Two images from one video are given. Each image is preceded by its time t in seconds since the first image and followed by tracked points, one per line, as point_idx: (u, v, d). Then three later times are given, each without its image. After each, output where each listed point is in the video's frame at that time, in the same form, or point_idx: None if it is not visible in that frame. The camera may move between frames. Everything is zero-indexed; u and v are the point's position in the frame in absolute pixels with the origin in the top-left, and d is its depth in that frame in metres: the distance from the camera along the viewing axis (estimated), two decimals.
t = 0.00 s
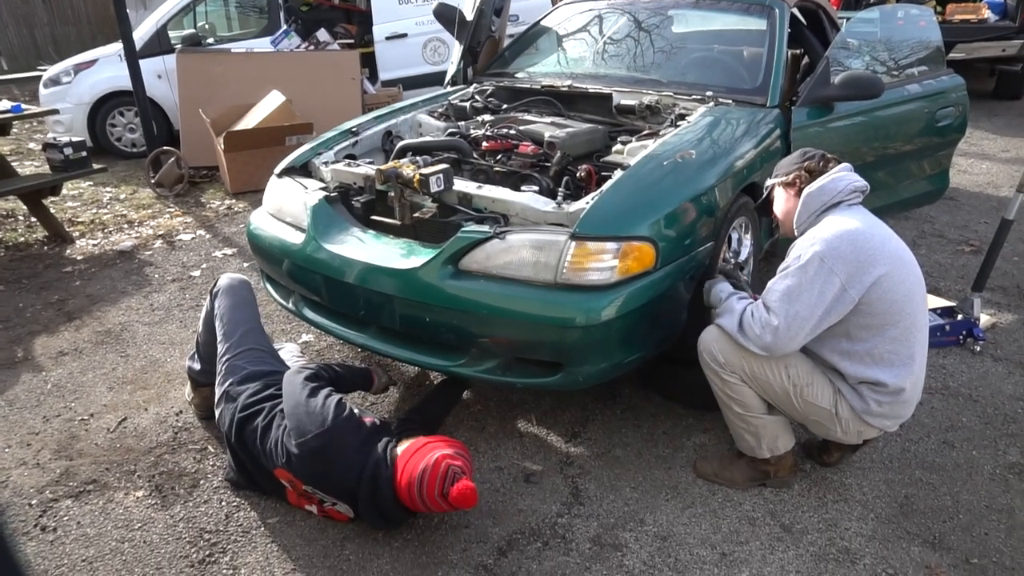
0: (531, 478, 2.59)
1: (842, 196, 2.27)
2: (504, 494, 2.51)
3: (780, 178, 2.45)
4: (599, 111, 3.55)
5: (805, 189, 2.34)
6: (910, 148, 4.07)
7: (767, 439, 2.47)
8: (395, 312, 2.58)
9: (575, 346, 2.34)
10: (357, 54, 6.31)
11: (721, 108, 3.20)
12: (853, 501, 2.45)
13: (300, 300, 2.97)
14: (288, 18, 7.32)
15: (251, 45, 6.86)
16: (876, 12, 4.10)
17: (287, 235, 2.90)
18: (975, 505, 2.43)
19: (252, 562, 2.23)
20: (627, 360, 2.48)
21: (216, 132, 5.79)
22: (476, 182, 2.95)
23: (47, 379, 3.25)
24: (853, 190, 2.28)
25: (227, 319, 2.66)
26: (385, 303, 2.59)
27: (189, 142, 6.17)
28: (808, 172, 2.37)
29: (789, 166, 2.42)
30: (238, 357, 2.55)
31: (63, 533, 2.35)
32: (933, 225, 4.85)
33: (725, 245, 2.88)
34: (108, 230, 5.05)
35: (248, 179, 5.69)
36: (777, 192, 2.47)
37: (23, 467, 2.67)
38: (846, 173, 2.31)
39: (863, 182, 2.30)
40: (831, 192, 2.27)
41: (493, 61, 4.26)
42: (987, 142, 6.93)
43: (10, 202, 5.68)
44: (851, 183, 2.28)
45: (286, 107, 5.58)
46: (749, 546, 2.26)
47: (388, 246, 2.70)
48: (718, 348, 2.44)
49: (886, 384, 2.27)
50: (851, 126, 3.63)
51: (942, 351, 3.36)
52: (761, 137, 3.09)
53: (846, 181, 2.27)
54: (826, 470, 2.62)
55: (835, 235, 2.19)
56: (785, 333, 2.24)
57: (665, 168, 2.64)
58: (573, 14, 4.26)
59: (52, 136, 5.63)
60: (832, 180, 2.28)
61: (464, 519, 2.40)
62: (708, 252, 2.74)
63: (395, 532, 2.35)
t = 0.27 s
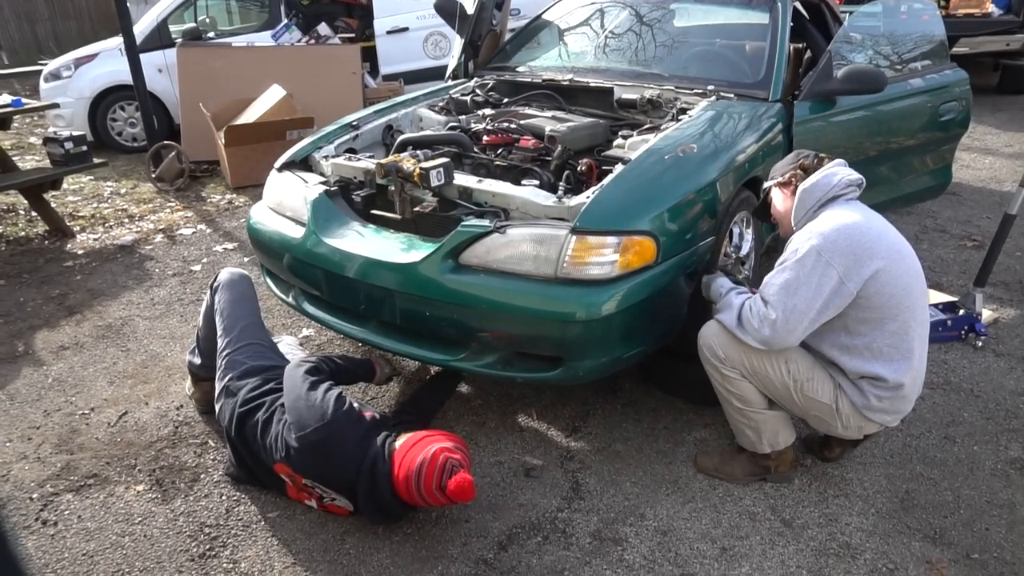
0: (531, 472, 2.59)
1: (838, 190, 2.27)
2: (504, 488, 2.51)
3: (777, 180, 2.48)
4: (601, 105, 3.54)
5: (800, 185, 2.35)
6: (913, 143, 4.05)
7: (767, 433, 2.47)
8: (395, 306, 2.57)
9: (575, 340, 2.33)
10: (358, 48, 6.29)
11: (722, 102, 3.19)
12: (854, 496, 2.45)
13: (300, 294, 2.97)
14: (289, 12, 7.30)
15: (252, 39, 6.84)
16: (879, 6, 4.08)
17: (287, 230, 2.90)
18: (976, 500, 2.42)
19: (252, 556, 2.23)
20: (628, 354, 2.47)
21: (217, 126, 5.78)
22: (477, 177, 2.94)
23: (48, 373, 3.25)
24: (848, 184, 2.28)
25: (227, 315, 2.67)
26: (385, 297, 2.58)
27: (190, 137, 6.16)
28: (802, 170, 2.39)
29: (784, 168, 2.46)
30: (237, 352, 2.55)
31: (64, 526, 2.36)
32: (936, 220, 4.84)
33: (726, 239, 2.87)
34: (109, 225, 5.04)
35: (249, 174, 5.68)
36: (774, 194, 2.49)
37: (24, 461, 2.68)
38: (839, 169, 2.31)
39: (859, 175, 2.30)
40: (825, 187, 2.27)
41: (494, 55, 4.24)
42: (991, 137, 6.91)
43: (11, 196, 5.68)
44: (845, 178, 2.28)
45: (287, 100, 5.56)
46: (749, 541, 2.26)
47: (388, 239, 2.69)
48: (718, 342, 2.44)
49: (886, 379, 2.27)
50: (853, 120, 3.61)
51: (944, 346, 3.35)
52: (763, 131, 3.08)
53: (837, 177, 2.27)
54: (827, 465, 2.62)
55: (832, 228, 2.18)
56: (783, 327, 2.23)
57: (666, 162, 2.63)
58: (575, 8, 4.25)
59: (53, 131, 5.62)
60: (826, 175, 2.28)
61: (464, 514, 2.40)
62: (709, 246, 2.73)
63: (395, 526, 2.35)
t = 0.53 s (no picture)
0: (532, 469, 2.58)
1: (837, 187, 2.26)
2: (506, 486, 2.50)
3: (776, 176, 2.48)
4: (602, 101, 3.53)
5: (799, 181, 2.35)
6: (914, 140, 4.04)
7: (769, 430, 2.46)
8: (396, 304, 2.57)
9: (577, 338, 2.33)
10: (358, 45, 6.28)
11: (724, 99, 3.17)
12: (856, 494, 2.45)
13: (301, 291, 2.96)
14: (289, 9, 7.28)
15: (252, 36, 6.83)
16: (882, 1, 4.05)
17: (287, 227, 2.89)
18: (978, 498, 2.42)
19: (253, 554, 2.23)
20: (629, 351, 2.47)
21: (217, 123, 5.77)
22: (478, 174, 2.93)
23: (49, 370, 3.25)
24: (847, 180, 2.27)
25: (227, 313, 2.67)
26: (385, 295, 2.58)
27: (190, 134, 6.15)
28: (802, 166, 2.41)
29: (784, 164, 2.48)
30: (237, 350, 2.55)
31: (64, 524, 2.36)
32: (937, 217, 4.83)
33: (728, 236, 2.87)
34: (110, 222, 5.04)
35: (249, 171, 5.67)
36: (773, 190, 2.49)
37: (25, 458, 2.67)
38: (839, 165, 2.30)
39: (857, 171, 2.29)
40: (824, 184, 2.25)
41: (495, 52, 4.23)
42: (993, 133, 6.89)
43: (12, 194, 5.67)
44: (844, 174, 2.26)
45: (287, 98, 5.56)
46: (751, 539, 2.26)
47: (389, 237, 2.69)
48: (719, 340, 2.43)
49: (887, 375, 2.26)
50: (855, 117, 3.60)
51: (945, 343, 3.35)
52: (764, 128, 3.07)
53: (838, 174, 2.26)
54: (829, 462, 2.61)
55: (830, 226, 2.17)
56: (784, 327, 2.23)
57: (667, 159, 2.63)
58: (576, 4, 4.24)
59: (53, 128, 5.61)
60: (825, 172, 2.27)
61: (465, 512, 2.39)
62: (711, 243, 2.73)
63: (396, 523, 2.35)
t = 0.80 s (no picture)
0: (537, 468, 2.58)
1: (840, 185, 2.25)
2: (510, 484, 2.50)
3: (776, 176, 2.48)
4: (606, 98, 3.53)
5: (801, 180, 2.34)
6: (920, 137, 4.02)
7: (774, 429, 2.45)
8: (400, 302, 2.56)
9: (582, 336, 2.32)
10: (361, 43, 6.27)
11: (729, 96, 3.16)
12: (861, 492, 2.44)
13: (305, 290, 2.96)
14: (292, 7, 7.28)
15: (256, 34, 6.83)
16: None
17: (291, 225, 2.89)
18: (984, 496, 2.41)
19: (258, 552, 2.23)
20: (633, 350, 2.46)
21: (221, 122, 5.78)
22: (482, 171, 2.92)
23: (54, 369, 3.26)
24: (850, 179, 2.26)
25: (228, 311, 2.67)
26: (389, 293, 2.57)
27: (194, 132, 6.16)
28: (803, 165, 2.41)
29: (785, 163, 2.47)
30: (240, 348, 2.55)
31: (70, 522, 2.36)
32: (943, 215, 4.81)
33: (733, 234, 2.85)
34: (114, 221, 5.05)
35: (252, 169, 5.67)
36: (774, 189, 2.48)
37: (30, 456, 2.68)
38: (841, 164, 2.30)
39: (860, 170, 2.29)
40: (827, 182, 2.25)
41: (498, 49, 4.22)
42: (999, 130, 6.86)
43: (17, 192, 5.68)
44: (847, 173, 2.26)
45: (291, 96, 5.56)
46: (756, 537, 2.25)
47: (392, 234, 2.68)
48: (725, 339, 2.42)
49: (894, 372, 2.24)
50: (860, 114, 3.58)
51: (951, 341, 3.34)
52: (769, 125, 3.05)
53: (841, 172, 2.25)
54: (834, 461, 2.60)
55: (835, 222, 2.17)
56: (791, 324, 2.22)
57: (672, 156, 2.62)
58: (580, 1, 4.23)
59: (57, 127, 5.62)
60: (828, 169, 2.27)
61: (469, 510, 2.39)
62: (715, 241, 2.72)
63: (400, 521, 2.35)
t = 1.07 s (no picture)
0: (539, 468, 2.58)
1: (835, 185, 2.27)
2: (512, 484, 2.50)
3: (773, 176, 2.47)
4: (608, 98, 3.54)
5: (797, 181, 2.34)
6: (922, 137, 4.02)
7: (777, 429, 2.45)
8: (401, 302, 2.56)
9: (584, 336, 2.32)
10: (363, 43, 6.27)
11: (731, 96, 3.16)
12: (864, 493, 2.43)
13: (308, 290, 2.96)
14: (295, 8, 7.29)
15: (258, 34, 6.84)
16: None
17: (294, 225, 2.89)
18: (988, 497, 2.40)
19: (260, 552, 2.23)
20: (635, 350, 2.46)
21: (223, 122, 5.78)
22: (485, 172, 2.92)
23: (57, 369, 3.26)
24: (845, 180, 2.28)
25: (235, 310, 2.66)
26: (391, 293, 2.57)
27: (196, 132, 6.17)
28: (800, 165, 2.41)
29: (783, 164, 2.46)
30: (246, 347, 2.56)
31: (73, 522, 2.36)
32: (946, 215, 4.80)
33: (735, 234, 2.84)
34: (117, 221, 5.05)
35: (255, 169, 5.68)
36: (772, 190, 2.48)
37: (34, 456, 2.69)
38: (836, 165, 2.31)
39: (854, 171, 2.30)
40: (822, 183, 2.26)
41: (500, 49, 4.22)
42: (1003, 130, 6.85)
43: (20, 192, 5.69)
44: (842, 174, 2.27)
45: (293, 96, 5.56)
46: (759, 538, 2.25)
47: (395, 235, 2.69)
48: (723, 339, 2.42)
49: (893, 370, 2.24)
50: (863, 114, 3.58)
51: (954, 341, 3.33)
52: (772, 125, 3.05)
53: (836, 173, 2.27)
54: (837, 461, 2.60)
55: (830, 221, 2.17)
56: (788, 323, 2.21)
57: (674, 156, 2.61)
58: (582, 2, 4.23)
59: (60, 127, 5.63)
60: (823, 170, 2.28)
61: (471, 510, 2.39)
62: (717, 241, 2.71)
63: (403, 522, 2.35)
